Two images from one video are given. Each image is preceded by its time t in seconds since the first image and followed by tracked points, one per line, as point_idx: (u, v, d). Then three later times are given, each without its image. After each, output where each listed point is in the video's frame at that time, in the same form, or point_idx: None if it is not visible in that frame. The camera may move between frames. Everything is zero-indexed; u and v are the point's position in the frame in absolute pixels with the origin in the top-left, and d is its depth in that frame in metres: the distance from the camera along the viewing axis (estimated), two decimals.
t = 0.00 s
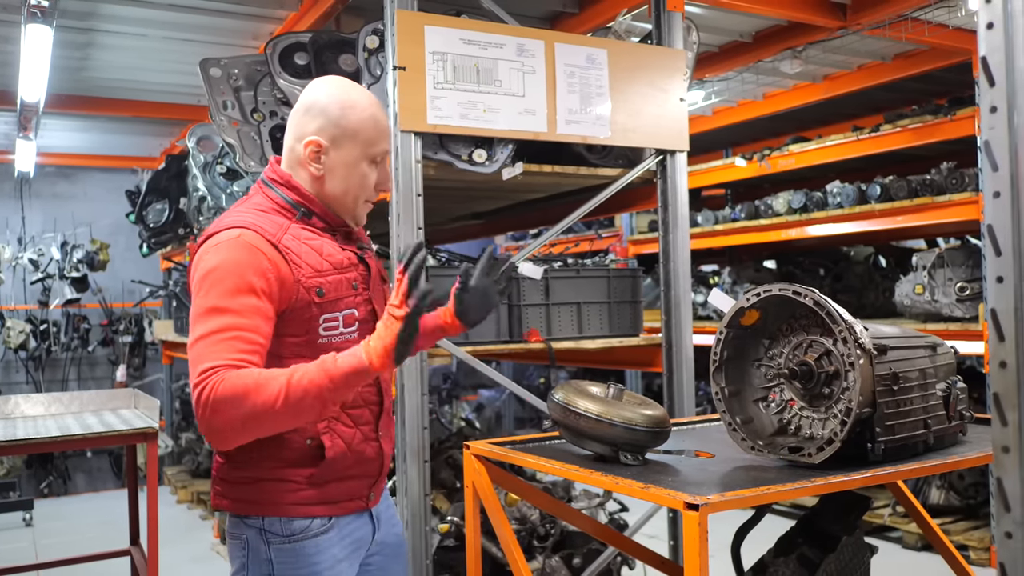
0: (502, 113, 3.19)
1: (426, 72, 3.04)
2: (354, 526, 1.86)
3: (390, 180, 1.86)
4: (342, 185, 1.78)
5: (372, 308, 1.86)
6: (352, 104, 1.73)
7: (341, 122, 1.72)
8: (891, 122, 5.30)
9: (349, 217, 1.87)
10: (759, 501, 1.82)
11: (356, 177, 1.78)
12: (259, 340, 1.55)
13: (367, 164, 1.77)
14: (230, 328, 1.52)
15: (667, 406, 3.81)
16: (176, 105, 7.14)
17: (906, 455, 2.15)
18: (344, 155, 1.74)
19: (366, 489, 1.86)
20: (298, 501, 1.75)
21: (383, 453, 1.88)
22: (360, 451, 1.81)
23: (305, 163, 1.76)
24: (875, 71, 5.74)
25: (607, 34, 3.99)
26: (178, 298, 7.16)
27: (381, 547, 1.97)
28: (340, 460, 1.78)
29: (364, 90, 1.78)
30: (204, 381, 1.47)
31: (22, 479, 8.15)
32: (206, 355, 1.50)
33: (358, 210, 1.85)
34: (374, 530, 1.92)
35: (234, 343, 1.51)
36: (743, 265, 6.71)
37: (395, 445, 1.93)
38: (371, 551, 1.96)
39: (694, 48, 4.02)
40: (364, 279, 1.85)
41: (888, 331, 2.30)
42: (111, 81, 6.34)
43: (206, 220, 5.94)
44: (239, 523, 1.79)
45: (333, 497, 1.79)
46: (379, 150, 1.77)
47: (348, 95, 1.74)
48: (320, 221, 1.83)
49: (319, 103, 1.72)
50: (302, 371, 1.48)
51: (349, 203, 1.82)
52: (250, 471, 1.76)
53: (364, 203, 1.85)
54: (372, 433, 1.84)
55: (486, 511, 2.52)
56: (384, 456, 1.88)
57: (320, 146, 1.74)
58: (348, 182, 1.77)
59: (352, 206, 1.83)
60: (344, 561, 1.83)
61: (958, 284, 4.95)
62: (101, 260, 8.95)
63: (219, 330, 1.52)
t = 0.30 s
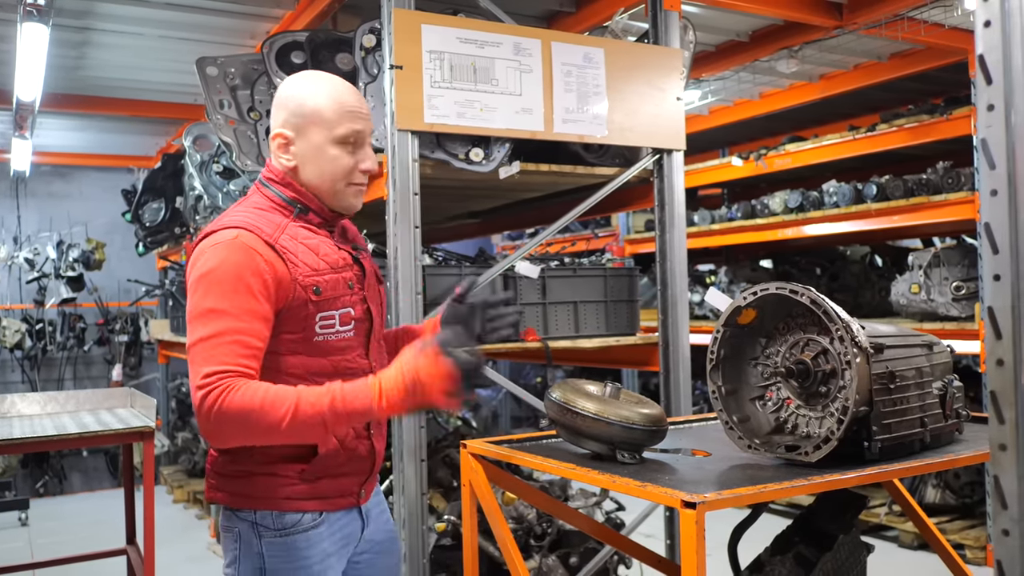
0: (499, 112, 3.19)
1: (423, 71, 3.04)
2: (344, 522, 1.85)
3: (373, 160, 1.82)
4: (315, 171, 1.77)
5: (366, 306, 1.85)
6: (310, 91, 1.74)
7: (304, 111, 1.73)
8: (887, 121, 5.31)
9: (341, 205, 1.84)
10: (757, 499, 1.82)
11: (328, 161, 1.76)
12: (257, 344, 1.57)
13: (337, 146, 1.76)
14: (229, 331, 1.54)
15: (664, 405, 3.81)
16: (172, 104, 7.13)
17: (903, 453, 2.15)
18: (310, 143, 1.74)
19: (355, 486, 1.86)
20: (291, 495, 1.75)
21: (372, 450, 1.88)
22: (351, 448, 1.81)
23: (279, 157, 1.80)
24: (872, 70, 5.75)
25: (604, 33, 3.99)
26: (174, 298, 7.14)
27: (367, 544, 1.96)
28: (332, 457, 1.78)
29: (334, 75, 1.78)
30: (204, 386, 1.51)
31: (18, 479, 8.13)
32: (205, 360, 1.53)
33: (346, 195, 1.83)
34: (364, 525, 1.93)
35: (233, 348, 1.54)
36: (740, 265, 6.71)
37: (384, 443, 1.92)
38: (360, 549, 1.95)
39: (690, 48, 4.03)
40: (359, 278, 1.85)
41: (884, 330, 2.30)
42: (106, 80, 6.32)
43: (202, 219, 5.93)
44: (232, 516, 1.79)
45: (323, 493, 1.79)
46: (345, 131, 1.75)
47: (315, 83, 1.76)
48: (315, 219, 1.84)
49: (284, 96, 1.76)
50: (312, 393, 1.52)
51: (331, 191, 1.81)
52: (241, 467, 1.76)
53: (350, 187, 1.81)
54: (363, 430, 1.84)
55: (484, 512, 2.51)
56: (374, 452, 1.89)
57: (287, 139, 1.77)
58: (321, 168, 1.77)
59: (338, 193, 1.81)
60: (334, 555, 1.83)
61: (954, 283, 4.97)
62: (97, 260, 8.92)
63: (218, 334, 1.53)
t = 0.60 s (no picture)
0: (496, 112, 3.19)
1: (420, 71, 3.04)
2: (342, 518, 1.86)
3: (331, 156, 1.81)
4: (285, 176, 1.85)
5: (360, 306, 1.85)
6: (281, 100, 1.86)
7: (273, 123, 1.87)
8: (884, 121, 5.31)
9: (317, 208, 1.85)
10: (753, 499, 1.82)
11: (290, 164, 1.83)
12: (239, 342, 1.66)
13: (298, 149, 1.83)
14: (215, 326, 1.65)
15: (661, 405, 3.82)
16: (169, 104, 7.12)
17: (899, 453, 2.15)
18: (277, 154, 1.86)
19: (349, 482, 1.87)
20: (279, 483, 1.80)
21: (366, 448, 1.86)
22: (339, 444, 1.81)
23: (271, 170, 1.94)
24: (869, 70, 5.75)
25: (601, 33, 3.99)
26: (171, 298, 7.14)
27: (375, 547, 2.00)
28: (318, 452, 1.78)
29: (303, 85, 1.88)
30: (195, 376, 1.65)
31: (15, 479, 8.12)
32: (202, 353, 1.65)
33: (314, 196, 1.83)
34: (367, 525, 1.92)
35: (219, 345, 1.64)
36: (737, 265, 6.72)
37: (382, 443, 1.90)
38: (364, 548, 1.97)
39: (687, 48, 4.03)
40: (354, 277, 1.86)
41: (881, 330, 2.31)
42: (103, 80, 6.31)
43: (199, 219, 5.92)
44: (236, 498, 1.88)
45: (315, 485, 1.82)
46: (298, 133, 1.81)
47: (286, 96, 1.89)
48: (309, 221, 1.86)
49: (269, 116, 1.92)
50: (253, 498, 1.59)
51: (303, 195, 1.84)
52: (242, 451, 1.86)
53: (313, 187, 1.82)
54: (354, 428, 1.84)
55: (480, 512, 2.52)
56: (370, 452, 1.87)
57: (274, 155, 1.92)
58: (287, 173, 1.84)
59: (309, 194, 1.83)
60: (326, 549, 1.83)
61: (951, 283, 4.98)
62: (94, 260, 8.91)
63: (208, 330, 1.65)
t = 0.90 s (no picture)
0: (493, 111, 3.18)
1: (417, 70, 3.04)
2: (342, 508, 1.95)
3: (360, 162, 1.94)
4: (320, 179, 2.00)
5: (357, 304, 1.95)
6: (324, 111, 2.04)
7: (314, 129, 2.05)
8: (881, 121, 5.31)
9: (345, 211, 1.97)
10: (749, 500, 1.82)
11: (324, 167, 1.98)
12: (227, 324, 1.88)
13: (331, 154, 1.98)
14: (211, 306, 1.89)
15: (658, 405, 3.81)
16: (166, 103, 7.11)
17: (896, 453, 2.15)
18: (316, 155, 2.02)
19: (347, 475, 1.94)
20: (283, 466, 1.96)
21: (359, 443, 1.94)
22: (332, 435, 1.92)
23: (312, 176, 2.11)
24: (866, 70, 5.76)
25: (599, 33, 4.00)
26: (168, 297, 7.12)
27: (382, 541, 2.02)
28: (311, 440, 1.91)
29: (343, 98, 2.04)
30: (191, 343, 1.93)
31: (11, 479, 8.09)
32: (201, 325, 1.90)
33: (342, 197, 1.96)
34: (371, 519, 1.98)
35: (209, 323, 1.87)
36: (734, 265, 6.72)
37: (380, 441, 1.96)
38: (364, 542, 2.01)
39: (684, 48, 4.03)
40: (358, 278, 1.96)
41: (876, 330, 2.31)
42: (100, 79, 6.30)
43: (196, 219, 5.92)
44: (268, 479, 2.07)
45: (312, 472, 1.94)
46: (332, 139, 1.97)
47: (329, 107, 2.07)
48: (335, 221, 2.00)
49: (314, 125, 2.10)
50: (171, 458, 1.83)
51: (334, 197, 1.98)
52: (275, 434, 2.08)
53: (342, 189, 1.95)
54: (348, 422, 1.93)
55: (477, 512, 2.50)
56: (363, 447, 1.94)
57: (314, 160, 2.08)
58: (320, 176, 1.99)
59: (337, 196, 1.96)
60: (322, 534, 1.93)
61: (948, 283, 4.98)
62: (90, 260, 8.89)
63: (211, 311, 1.88)
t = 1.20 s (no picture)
0: (490, 110, 3.18)
1: (414, 70, 3.03)
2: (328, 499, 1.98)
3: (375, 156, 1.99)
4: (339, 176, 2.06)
5: (349, 303, 1.97)
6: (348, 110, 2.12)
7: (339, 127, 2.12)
8: (878, 121, 5.31)
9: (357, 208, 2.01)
10: (747, 499, 1.81)
11: (342, 162, 2.04)
12: (246, 317, 2.02)
13: (350, 149, 2.04)
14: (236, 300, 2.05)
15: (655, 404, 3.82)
16: (163, 103, 7.09)
17: (893, 452, 2.15)
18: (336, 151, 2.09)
19: (333, 468, 1.98)
20: (279, 452, 2.05)
21: (342, 440, 1.96)
22: (318, 429, 1.97)
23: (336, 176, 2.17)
24: (862, 70, 5.77)
25: (596, 32, 3.99)
26: (164, 297, 7.10)
27: (371, 539, 2.02)
28: (300, 431, 1.98)
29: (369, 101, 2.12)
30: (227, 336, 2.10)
31: (7, 479, 8.07)
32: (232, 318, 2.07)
33: (356, 192, 2.00)
34: (356, 514, 2.00)
35: (233, 316, 2.03)
36: (731, 265, 6.72)
37: (364, 439, 1.97)
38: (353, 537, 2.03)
39: (682, 47, 4.03)
40: (355, 277, 1.99)
41: (874, 329, 2.30)
42: (96, 78, 6.28)
43: (193, 219, 5.91)
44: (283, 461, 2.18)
45: (302, 461, 2.00)
46: (351, 135, 2.04)
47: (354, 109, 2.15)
48: (346, 220, 2.03)
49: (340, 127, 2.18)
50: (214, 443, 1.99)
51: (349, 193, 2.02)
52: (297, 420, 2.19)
53: (355, 182, 1.99)
54: (333, 417, 1.97)
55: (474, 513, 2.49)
56: (345, 443, 1.96)
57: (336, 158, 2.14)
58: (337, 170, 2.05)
59: (351, 191, 2.00)
60: (308, 520, 1.98)
61: (945, 282, 4.98)
62: (86, 259, 8.86)
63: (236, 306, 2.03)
